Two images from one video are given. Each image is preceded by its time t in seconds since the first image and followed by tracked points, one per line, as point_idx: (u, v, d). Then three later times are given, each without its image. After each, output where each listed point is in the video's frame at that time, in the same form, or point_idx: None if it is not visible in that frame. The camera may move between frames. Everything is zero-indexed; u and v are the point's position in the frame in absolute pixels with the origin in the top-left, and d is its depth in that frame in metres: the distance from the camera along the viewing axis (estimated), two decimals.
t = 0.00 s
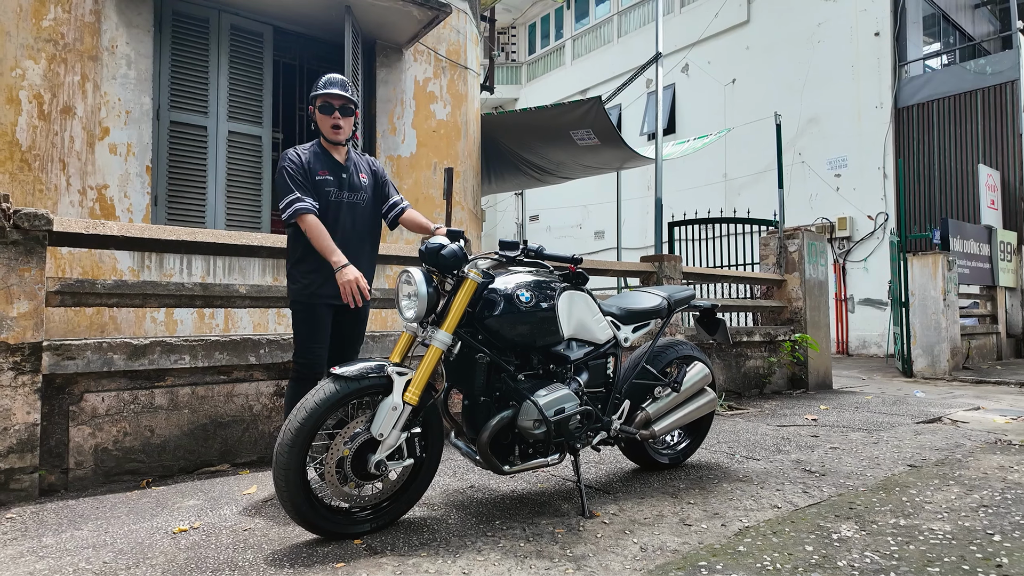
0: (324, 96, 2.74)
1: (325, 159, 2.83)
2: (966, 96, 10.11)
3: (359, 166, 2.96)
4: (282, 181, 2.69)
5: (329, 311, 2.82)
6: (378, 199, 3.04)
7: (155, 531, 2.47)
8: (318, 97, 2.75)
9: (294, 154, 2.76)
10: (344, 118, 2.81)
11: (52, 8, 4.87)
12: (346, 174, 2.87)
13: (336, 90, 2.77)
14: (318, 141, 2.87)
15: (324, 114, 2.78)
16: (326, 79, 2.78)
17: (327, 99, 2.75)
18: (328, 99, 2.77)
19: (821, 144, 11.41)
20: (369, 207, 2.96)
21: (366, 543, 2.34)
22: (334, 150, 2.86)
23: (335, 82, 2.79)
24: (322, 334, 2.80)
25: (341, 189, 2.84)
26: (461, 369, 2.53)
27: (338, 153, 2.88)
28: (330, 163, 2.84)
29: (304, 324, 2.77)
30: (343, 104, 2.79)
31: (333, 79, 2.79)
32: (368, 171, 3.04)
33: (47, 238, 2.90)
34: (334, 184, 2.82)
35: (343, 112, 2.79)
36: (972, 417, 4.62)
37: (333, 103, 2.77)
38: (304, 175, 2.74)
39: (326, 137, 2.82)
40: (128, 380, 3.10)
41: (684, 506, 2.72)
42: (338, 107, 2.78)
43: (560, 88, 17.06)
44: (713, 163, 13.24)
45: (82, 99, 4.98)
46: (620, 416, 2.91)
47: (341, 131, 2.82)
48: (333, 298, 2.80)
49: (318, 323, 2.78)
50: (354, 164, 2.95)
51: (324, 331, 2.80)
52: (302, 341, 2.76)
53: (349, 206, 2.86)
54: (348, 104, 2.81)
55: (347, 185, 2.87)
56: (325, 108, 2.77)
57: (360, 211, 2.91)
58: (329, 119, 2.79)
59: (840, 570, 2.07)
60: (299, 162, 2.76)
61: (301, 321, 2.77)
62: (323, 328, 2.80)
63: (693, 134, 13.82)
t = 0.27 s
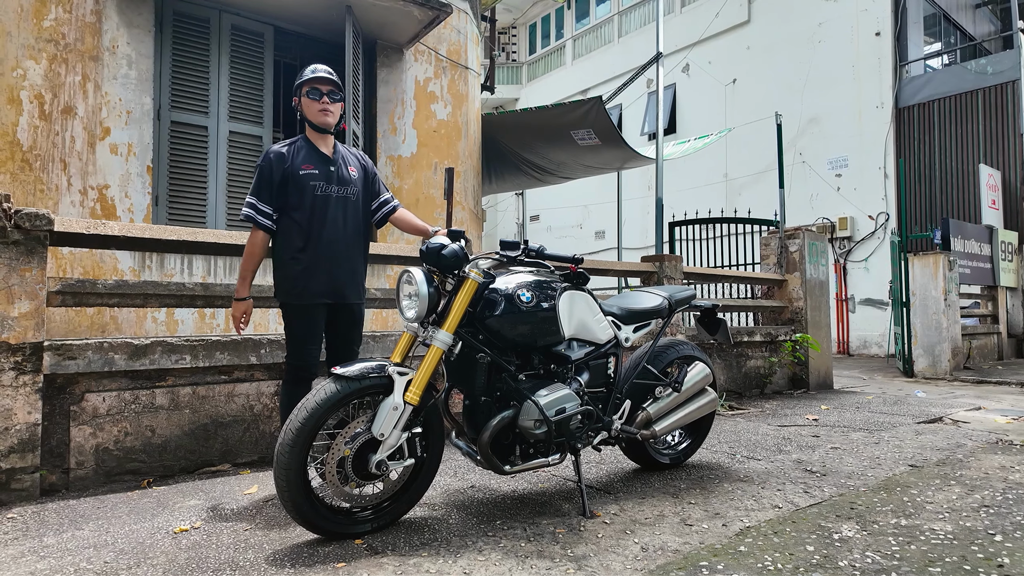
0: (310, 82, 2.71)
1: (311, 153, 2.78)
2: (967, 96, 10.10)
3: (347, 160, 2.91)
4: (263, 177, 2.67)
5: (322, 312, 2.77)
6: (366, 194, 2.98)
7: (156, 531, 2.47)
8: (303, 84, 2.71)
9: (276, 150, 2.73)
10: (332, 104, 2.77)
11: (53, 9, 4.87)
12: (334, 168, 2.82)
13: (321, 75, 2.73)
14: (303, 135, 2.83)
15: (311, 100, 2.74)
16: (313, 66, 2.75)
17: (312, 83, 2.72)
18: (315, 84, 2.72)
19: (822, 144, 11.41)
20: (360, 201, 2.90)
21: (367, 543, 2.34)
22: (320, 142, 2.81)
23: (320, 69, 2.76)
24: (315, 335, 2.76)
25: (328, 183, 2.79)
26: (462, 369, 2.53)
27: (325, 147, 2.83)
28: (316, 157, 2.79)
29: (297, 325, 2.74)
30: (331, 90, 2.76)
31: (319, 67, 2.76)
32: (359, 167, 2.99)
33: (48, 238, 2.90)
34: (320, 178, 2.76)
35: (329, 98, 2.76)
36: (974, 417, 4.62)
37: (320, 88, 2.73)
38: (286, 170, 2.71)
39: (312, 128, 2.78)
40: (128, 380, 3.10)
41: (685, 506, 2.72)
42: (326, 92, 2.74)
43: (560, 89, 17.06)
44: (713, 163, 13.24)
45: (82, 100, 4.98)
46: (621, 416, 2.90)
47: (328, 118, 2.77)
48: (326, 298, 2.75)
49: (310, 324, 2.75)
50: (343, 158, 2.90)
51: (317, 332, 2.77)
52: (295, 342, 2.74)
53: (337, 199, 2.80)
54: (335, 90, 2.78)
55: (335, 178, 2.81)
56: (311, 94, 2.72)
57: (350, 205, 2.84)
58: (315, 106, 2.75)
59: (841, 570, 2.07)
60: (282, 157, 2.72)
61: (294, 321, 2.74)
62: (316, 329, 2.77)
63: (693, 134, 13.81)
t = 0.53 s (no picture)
0: (300, 78, 2.68)
1: (298, 151, 2.75)
2: (967, 96, 10.09)
3: (338, 157, 2.88)
4: (247, 176, 2.66)
5: (312, 312, 2.76)
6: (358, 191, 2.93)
7: (157, 530, 2.47)
8: (292, 81, 2.68)
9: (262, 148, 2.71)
10: (323, 101, 2.74)
11: (53, 9, 4.88)
12: (322, 165, 2.78)
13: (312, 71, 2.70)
14: (292, 133, 2.80)
15: (300, 97, 2.70)
16: (303, 62, 2.71)
17: (302, 79, 2.68)
18: (305, 82, 2.69)
19: (822, 144, 11.40)
20: (350, 198, 2.85)
21: (368, 542, 2.34)
22: (309, 140, 2.79)
23: (309, 66, 2.72)
24: (306, 336, 2.76)
25: (315, 180, 2.75)
26: (462, 369, 2.53)
27: (314, 144, 2.80)
28: (303, 155, 2.76)
29: (288, 325, 2.74)
30: (321, 87, 2.72)
31: (309, 63, 2.72)
32: (351, 163, 2.95)
33: (49, 238, 2.90)
34: (306, 176, 2.73)
35: (320, 95, 2.72)
36: (974, 417, 4.61)
37: (311, 85, 2.69)
38: (271, 169, 2.69)
39: (301, 124, 2.74)
40: (129, 380, 3.10)
41: (685, 505, 2.72)
42: (316, 89, 2.70)
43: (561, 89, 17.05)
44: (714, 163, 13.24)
45: (83, 100, 4.98)
46: (622, 416, 2.90)
47: (319, 114, 2.74)
48: (316, 298, 2.72)
49: (300, 325, 2.75)
50: (333, 154, 2.86)
51: (309, 332, 2.76)
52: (288, 343, 2.74)
53: (324, 197, 2.76)
54: (326, 87, 2.74)
55: (323, 176, 2.78)
56: (302, 91, 2.68)
57: (339, 202, 2.80)
58: (306, 103, 2.71)
59: (841, 570, 2.06)
60: (268, 156, 2.71)
61: (284, 322, 2.75)
62: (308, 329, 2.76)
63: (694, 134, 13.81)
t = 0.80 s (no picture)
0: (299, 78, 2.66)
1: (295, 152, 2.75)
2: (968, 96, 10.09)
3: (335, 156, 2.86)
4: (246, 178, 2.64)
5: (308, 313, 2.76)
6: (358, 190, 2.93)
7: (157, 530, 2.47)
8: (291, 80, 2.65)
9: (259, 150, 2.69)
10: (323, 102, 2.72)
11: (54, 9, 4.88)
12: (320, 166, 2.78)
13: (311, 72, 2.68)
14: (289, 133, 2.79)
15: (301, 97, 2.68)
16: (301, 61, 2.69)
17: (302, 79, 2.66)
18: (306, 81, 2.67)
19: (823, 144, 11.40)
20: (348, 198, 2.85)
21: (369, 542, 2.33)
22: (306, 141, 2.78)
23: (307, 64, 2.69)
24: (303, 336, 2.76)
25: (313, 182, 2.75)
26: (463, 369, 2.53)
27: (311, 144, 2.79)
28: (300, 156, 2.75)
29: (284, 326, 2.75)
30: (321, 87, 2.71)
31: (306, 62, 2.69)
32: (348, 161, 2.94)
33: (49, 238, 2.90)
34: (304, 178, 2.73)
35: (320, 95, 2.70)
36: (976, 417, 4.61)
37: (312, 86, 2.67)
38: (269, 171, 2.68)
39: (299, 125, 2.73)
40: (130, 380, 3.10)
41: (686, 505, 2.72)
42: (316, 90, 2.68)
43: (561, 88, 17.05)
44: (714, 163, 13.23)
45: (84, 100, 4.98)
46: (623, 416, 2.90)
47: (319, 115, 2.72)
48: (311, 298, 2.73)
49: (297, 325, 2.74)
50: (330, 154, 2.85)
51: (305, 333, 2.76)
52: (285, 344, 2.74)
53: (322, 198, 2.76)
54: (325, 87, 2.73)
55: (321, 177, 2.77)
56: (302, 91, 2.66)
57: (336, 203, 2.80)
58: (305, 103, 2.69)
59: (842, 570, 2.06)
60: (266, 158, 2.69)
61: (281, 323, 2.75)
62: (305, 329, 2.76)
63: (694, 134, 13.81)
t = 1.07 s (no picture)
0: (319, 81, 2.64)
1: (305, 153, 2.74)
2: (968, 96, 10.08)
3: (338, 157, 2.89)
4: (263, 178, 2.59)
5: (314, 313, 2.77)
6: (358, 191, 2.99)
7: (157, 530, 2.47)
8: (309, 83, 2.64)
9: (273, 150, 2.64)
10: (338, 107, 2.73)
11: (55, 9, 4.88)
12: (328, 170, 2.81)
13: (328, 76, 2.67)
14: (295, 132, 2.76)
15: (318, 101, 2.67)
16: (316, 63, 2.66)
17: (321, 82, 2.64)
18: (325, 86, 2.67)
19: (823, 144, 11.40)
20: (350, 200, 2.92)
21: (369, 542, 2.33)
22: (312, 142, 2.79)
23: (322, 66, 2.67)
24: (307, 337, 2.75)
25: (322, 186, 2.78)
26: (464, 369, 2.53)
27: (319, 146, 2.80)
28: (310, 159, 2.76)
29: (287, 327, 2.74)
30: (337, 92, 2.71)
31: (322, 65, 2.68)
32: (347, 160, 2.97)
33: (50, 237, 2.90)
34: (315, 181, 2.74)
35: (336, 100, 2.71)
36: (976, 417, 4.61)
37: (330, 91, 2.68)
38: (285, 173, 2.64)
39: (311, 127, 2.71)
40: (130, 380, 3.10)
41: (687, 505, 2.72)
42: (334, 95, 2.69)
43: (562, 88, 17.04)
44: (715, 163, 13.23)
45: (84, 100, 4.98)
46: (624, 415, 2.89)
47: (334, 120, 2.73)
48: (317, 299, 2.74)
49: (301, 326, 2.74)
50: (334, 156, 2.87)
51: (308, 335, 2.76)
52: (286, 345, 2.73)
53: (330, 203, 2.81)
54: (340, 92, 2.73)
55: (329, 181, 2.80)
56: (319, 96, 2.66)
57: (342, 206, 2.86)
58: (321, 107, 2.68)
59: (843, 570, 2.06)
60: (281, 160, 2.65)
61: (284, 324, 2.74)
62: (309, 330, 2.76)
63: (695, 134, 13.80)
